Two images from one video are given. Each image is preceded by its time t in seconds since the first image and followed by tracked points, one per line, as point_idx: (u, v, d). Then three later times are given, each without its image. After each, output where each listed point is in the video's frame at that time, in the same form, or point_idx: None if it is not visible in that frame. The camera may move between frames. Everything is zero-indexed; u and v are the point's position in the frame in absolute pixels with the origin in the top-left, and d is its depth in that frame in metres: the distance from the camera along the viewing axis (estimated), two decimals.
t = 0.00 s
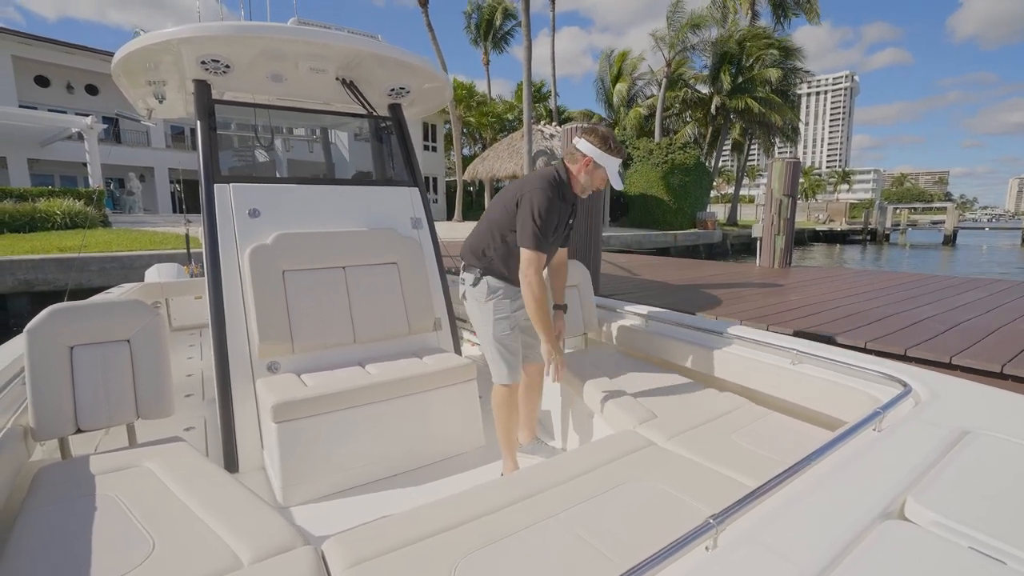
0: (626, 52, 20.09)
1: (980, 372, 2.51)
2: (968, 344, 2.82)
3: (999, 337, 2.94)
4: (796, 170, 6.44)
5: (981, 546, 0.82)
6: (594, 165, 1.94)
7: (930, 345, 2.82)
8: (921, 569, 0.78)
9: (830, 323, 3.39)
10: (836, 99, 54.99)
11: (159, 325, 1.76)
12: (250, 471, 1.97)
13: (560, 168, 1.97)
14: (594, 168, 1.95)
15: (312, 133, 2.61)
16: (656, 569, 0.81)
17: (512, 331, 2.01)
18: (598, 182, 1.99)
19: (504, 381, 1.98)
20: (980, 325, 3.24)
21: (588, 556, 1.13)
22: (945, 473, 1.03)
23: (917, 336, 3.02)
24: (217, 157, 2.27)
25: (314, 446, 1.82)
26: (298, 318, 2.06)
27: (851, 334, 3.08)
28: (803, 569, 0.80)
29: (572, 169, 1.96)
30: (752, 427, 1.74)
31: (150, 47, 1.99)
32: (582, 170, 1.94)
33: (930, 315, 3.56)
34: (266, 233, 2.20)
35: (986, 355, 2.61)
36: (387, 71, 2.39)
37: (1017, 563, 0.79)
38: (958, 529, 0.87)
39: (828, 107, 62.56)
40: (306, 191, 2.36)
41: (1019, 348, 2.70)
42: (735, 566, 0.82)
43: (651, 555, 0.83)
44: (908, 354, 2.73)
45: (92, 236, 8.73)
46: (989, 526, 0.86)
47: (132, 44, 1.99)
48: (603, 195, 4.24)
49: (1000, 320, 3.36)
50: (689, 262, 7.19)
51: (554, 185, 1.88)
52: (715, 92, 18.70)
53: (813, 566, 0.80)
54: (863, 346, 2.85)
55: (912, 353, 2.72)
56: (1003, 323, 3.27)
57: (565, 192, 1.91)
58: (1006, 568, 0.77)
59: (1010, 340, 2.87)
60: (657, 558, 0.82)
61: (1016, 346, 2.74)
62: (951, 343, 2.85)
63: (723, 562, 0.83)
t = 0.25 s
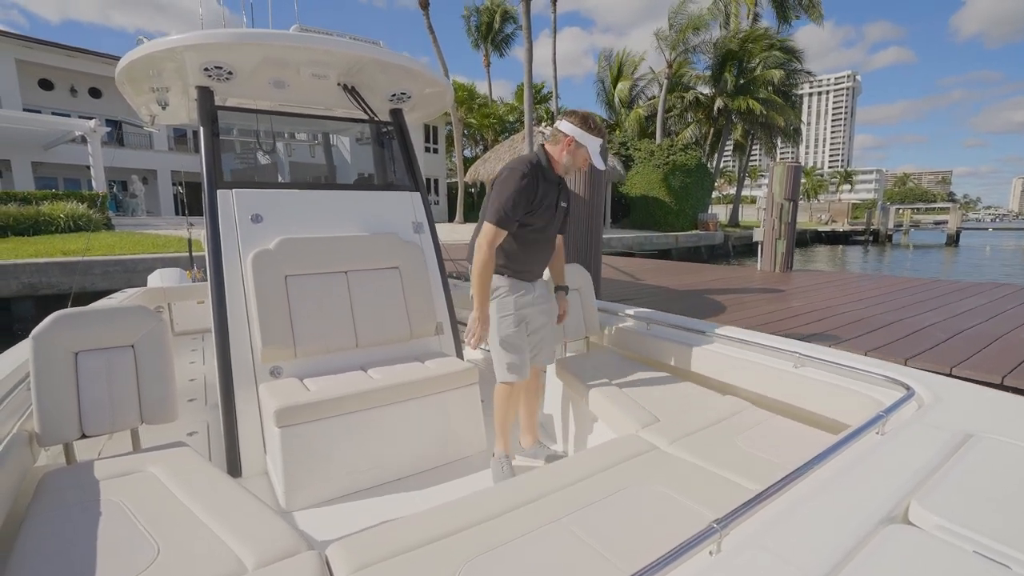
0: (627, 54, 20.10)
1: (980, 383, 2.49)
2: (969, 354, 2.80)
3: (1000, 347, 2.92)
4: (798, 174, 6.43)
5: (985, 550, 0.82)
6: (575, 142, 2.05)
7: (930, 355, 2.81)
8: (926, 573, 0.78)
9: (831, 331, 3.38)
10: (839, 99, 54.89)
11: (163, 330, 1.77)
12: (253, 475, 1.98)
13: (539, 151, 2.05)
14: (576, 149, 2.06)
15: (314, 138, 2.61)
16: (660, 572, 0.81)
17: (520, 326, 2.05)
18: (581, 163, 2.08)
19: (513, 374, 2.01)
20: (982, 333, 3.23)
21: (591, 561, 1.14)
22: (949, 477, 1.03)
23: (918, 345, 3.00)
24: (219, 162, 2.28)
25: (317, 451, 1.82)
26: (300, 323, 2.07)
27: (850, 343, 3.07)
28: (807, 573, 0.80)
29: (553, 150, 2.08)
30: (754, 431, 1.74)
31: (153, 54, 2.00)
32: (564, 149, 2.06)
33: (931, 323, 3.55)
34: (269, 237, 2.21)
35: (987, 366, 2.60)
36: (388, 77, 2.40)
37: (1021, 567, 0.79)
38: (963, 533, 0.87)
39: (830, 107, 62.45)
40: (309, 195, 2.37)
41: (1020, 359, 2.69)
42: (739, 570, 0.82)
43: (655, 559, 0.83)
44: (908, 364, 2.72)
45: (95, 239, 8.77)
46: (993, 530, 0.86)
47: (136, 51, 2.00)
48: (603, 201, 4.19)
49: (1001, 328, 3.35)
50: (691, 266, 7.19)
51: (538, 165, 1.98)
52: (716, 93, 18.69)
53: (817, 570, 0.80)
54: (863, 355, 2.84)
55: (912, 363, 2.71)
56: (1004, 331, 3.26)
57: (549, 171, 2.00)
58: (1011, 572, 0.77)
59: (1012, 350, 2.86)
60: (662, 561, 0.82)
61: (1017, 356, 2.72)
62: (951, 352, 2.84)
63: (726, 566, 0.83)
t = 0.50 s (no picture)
0: (630, 55, 20.10)
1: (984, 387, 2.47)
2: (973, 357, 2.78)
3: (1006, 351, 2.89)
4: (802, 176, 6.40)
5: (995, 552, 0.82)
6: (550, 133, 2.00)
7: (935, 360, 2.79)
8: None
9: (835, 335, 3.36)
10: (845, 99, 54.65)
11: (170, 332, 1.78)
12: (259, 477, 1.99)
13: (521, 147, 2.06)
14: (554, 137, 2.02)
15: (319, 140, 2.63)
16: (668, 572, 0.81)
17: (511, 330, 2.06)
18: (561, 150, 2.05)
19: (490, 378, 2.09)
20: (988, 337, 3.20)
21: (597, 563, 1.13)
22: (957, 479, 1.03)
23: (923, 349, 2.98)
24: (225, 165, 2.29)
25: (320, 453, 1.83)
26: (306, 325, 2.08)
27: (853, 347, 3.05)
28: None
29: (530, 144, 2.06)
30: (760, 432, 1.73)
31: (160, 59, 2.01)
32: (540, 140, 2.02)
33: (936, 326, 3.52)
34: (275, 239, 2.22)
35: (991, 370, 2.57)
36: (392, 80, 2.41)
37: None
38: (973, 535, 0.86)
39: (835, 106, 62.17)
40: (314, 198, 2.38)
41: None
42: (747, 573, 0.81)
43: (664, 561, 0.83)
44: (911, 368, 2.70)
45: (102, 241, 8.84)
46: (1003, 531, 0.86)
47: (143, 56, 2.02)
48: (604, 202, 4.19)
49: (1007, 332, 3.32)
50: (695, 267, 7.17)
51: (518, 161, 1.99)
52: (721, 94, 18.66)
53: (825, 571, 0.80)
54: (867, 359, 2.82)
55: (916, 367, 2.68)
56: (1010, 335, 3.23)
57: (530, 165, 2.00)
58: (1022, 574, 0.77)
59: (1018, 354, 2.83)
60: (671, 563, 0.82)
61: (1022, 361, 2.70)
62: (956, 357, 2.81)
63: (734, 567, 0.83)
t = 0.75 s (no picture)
0: (634, 55, 20.08)
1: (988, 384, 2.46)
2: (977, 355, 2.76)
3: (1010, 349, 2.88)
4: (806, 175, 6.38)
5: (1002, 552, 0.81)
6: (525, 123, 2.06)
7: (937, 357, 2.77)
8: None
9: (837, 333, 3.34)
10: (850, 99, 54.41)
11: (175, 330, 1.78)
12: (262, 476, 1.99)
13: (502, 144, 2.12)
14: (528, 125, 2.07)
15: (323, 140, 2.60)
16: (673, 571, 0.81)
17: (501, 323, 2.07)
18: (537, 136, 2.08)
19: (483, 373, 2.07)
20: (992, 336, 3.18)
21: (600, 563, 1.13)
22: (964, 479, 1.02)
23: (925, 347, 2.96)
24: (230, 164, 2.30)
25: (324, 452, 1.83)
26: (309, 324, 2.08)
27: (856, 344, 3.04)
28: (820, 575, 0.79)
29: (510, 139, 2.12)
30: (764, 432, 1.73)
31: (165, 59, 2.02)
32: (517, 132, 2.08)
33: (939, 324, 3.51)
34: (279, 238, 2.23)
35: (995, 368, 2.56)
36: (396, 80, 2.41)
37: None
38: (980, 535, 0.86)
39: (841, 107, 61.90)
40: (318, 197, 2.39)
41: None
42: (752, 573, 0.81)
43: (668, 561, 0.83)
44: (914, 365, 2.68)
45: (108, 241, 8.90)
46: (1010, 531, 0.85)
47: (148, 56, 2.03)
48: (608, 200, 4.18)
49: (1012, 330, 3.30)
50: (698, 267, 7.16)
51: (499, 157, 2.04)
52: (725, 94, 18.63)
53: (831, 572, 0.80)
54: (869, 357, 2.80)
55: (919, 364, 2.67)
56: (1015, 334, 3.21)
57: (510, 158, 2.05)
58: None
59: (1022, 353, 2.81)
60: (675, 562, 0.82)
61: None
62: (959, 355, 2.80)
63: (739, 568, 0.82)
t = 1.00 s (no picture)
0: (638, 55, 20.05)
1: (988, 379, 2.45)
2: (978, 351, 2.75)
3: (1011, 345, 2.87)
4: (809, 174, 6.35)
5: (1002, 554, 0.80)
6: (507, 119, 2.05)
7: (937, 353, 2.75)
8: None
9: (837, 329, 3.32)
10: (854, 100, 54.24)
11: (176, 327, 1.79)
12: (263, 473, 1.99)
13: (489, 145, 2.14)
14: (509, 121, 2.06)
15: (325, 139, 2.58)
16: (672, 570, 0.80)
17: (496, 318, 2.10)
18: (518, 131, 2.05)
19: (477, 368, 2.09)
20: (994, 333, 3.16)
21: (599, 562, 1.12)
22: (965, 481, 1.01)
23: (925, 343, 2.94)
24: (233, 162, 2.30)
25: (324, 449, 1.83)
26: (310, 321, 2.08)
27: (857, 340, 3.03)
28: None
29: (497, 138, 2.12)
30: (765, 433, 1.72)
31: (168, 56, 2.03)
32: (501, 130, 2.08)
33: (940, 321, 3.50)
34: (281, 236, 2.23)
35: (996, 363, 2.55)
36: (399, 78, 2.41)
37: None
38: (981, 537, 0.85)
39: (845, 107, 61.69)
40: (320, 195, 2.39)
41: None
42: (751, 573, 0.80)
43: (667, 560, 0.82)
44: (915, 360, 2.67)
45: (111, 239, 8.93)
46: (1012, 533, 0.84)
47: (151, 53, 2.03)
48: (608, 196, 4.18)
49: (1013, 327, 3.29)
50: (700, 267, 7.14)
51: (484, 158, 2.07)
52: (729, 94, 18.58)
53: (831, 573, 0.79)
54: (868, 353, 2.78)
55: (920, 359, 2.66)
56: (1016, 330, 3.20)
57: (494, 155, 2.05)
58: None
59: None
60: (673, 562, 0.81)
61: None
62: (960, 350, 2.79)
63: (738, 568, 0.82)
